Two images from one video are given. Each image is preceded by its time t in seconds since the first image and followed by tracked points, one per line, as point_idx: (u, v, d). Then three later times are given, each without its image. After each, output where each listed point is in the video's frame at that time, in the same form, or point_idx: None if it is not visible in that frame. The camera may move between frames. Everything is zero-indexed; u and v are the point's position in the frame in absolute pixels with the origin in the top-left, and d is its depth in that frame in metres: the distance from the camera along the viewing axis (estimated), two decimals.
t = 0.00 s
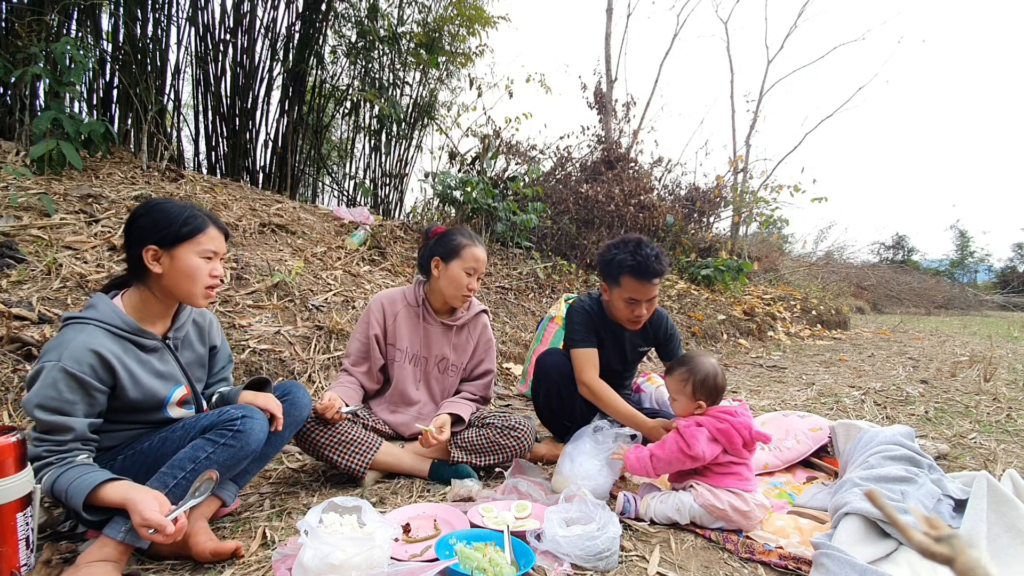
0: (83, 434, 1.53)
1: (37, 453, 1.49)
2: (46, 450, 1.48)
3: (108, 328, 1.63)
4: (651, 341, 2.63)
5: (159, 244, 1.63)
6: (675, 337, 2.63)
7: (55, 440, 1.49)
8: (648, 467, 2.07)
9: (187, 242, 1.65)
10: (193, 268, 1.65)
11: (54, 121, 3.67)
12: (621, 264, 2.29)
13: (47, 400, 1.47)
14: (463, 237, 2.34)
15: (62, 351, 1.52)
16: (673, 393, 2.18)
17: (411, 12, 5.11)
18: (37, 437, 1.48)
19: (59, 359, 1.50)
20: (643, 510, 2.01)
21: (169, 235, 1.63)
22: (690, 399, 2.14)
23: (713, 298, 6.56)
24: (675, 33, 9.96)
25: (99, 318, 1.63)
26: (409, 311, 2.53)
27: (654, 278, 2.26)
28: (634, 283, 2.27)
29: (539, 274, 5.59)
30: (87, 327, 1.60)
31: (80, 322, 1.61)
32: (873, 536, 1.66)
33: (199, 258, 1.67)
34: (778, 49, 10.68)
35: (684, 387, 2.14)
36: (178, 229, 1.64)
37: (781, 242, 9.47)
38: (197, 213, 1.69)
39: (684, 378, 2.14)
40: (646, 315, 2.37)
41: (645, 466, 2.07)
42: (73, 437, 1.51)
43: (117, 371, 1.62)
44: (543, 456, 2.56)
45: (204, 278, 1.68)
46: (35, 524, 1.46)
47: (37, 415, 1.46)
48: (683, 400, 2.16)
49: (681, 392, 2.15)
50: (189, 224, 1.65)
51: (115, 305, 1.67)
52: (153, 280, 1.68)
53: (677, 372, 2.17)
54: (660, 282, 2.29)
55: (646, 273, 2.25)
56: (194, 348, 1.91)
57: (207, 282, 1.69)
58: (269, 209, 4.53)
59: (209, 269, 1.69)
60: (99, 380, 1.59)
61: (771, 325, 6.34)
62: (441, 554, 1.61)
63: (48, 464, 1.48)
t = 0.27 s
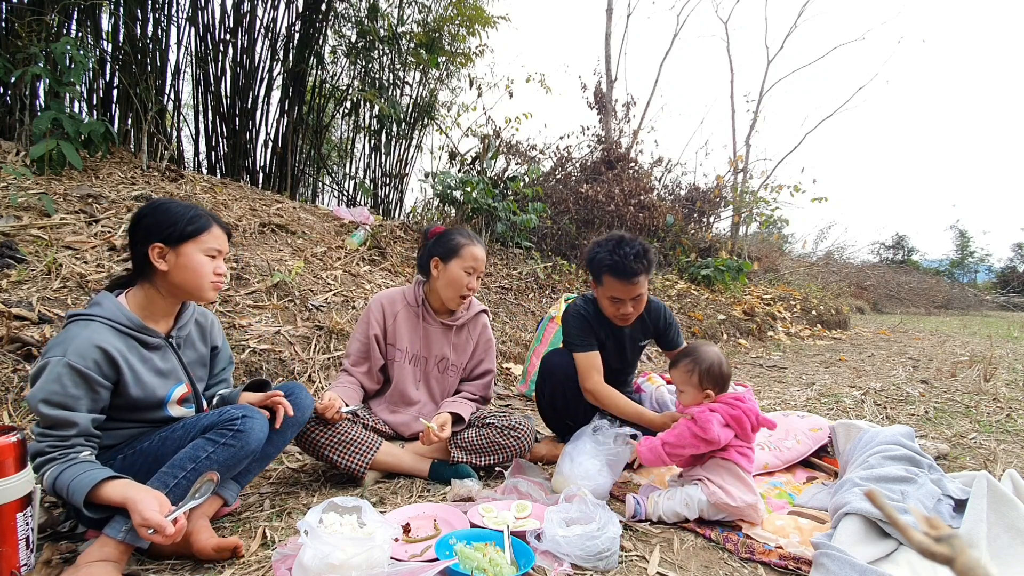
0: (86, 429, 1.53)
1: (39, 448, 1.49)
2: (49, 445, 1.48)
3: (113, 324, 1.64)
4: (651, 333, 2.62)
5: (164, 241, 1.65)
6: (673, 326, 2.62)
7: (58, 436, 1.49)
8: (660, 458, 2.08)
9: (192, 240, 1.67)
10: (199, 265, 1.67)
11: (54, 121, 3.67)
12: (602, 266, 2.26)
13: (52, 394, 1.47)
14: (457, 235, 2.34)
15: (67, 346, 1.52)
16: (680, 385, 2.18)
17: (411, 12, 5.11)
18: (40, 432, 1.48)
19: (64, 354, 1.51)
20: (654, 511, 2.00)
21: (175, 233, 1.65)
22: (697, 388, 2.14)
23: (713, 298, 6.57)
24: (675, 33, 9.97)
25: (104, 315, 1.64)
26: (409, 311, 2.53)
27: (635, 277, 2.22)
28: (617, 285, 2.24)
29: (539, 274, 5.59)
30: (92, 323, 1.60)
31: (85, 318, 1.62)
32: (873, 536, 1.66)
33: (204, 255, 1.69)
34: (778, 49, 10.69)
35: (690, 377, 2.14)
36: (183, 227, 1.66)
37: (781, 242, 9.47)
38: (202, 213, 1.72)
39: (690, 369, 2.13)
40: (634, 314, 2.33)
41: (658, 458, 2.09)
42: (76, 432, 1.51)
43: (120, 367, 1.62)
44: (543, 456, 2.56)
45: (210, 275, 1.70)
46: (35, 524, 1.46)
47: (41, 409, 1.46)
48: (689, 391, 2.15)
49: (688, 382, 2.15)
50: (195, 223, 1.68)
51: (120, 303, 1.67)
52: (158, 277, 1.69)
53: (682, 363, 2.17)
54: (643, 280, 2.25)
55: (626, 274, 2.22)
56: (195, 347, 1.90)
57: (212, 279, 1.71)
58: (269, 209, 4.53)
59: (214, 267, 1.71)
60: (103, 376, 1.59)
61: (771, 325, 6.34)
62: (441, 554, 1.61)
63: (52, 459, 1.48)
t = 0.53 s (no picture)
0: (91, 424, 1.53)
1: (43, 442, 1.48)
2: (54, 439, 1.47)
3: (120, 321, 1.64)
4: (651, 329, 2.63)
5: (171, 238, 1.66)
6: (670, 321, 2.66)
7: (63, 430, 1.48)
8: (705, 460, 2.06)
9: (199, 236, 1.68)
10: (207, 260, 1.69)
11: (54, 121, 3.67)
12: (594, 270, 2.26)
13: (58, 388, 1.47)
14: (455, 235, 2.34)
15: (74, 341, 1.52)
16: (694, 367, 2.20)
17: (411, 12, 5.11)
18: (46, 426, 1.47)
19: (72, 348, 1.51)
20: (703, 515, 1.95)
21: (182, 229, 1.66)
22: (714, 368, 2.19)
23: (713, 298, 6.57)
24: (675, 33, 10.01)
25: (111, 311, 1.64)
26: (409, 311, 2.53)
27: (626, 285, 2.22)
28: (609, 290, 2.25)
29: (539, 274, 5.59)
30: (99, 319, 1.60)
31: (93, 314, 1.62)
32: (874, 536, 1.66)
33: (212, 250, 1.71)
34: (778, 50, 10.71)
35: (706, 359, 2.18)
36: (190, 224, 1.67)
37: (781, 242, 9.47)
38: (208, 211, 1.74)
39: (707, 352, 2.17)
40: (627, 316, 2.33)
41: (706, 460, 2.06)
42: (82, 426, 1.50)
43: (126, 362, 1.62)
44: (543, 456, 2.56)
45: (217, 271, 1.72)
46: (36, 524, 1.46)
47: (47, 402, 1.45)
48: (705, 371, 2.19)
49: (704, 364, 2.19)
50: (202, 220, 1.70)
51: (126, 299, 1.67)
52: (165, 273, 1.70)
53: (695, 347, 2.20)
54: (638, 284, 2.24)
55: (617, 279, 2.21)
56: (200, 346, 1.90)
57: (219, 275, 1.73)
58: (269, 209, 4.53)
59: (221, 263, 1.73)
60: (110, 371, 1.59)
61: (771, 325, 6.34)
62: (441, 554, 1.61)
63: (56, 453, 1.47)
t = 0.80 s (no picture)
0: (95, 423, 1.53)
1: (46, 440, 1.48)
2: (58, 437, 1.47)
3: (123, 321, 1.64)
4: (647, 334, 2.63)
5: (173, 240, 1.65)
6: (665, 327, 2.65)
7: (67, 428, 1.48)
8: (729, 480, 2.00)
9: (200, 238, 1.68)
10: (208, 263, 1.68)
11: (54, 121, 3.67)
12: (595, 264, 2.27)
13: (61, 387, 1.47)
14: (454, 234, 2.35)
15: (77, 339, 1.53)
16: (716, 388, 2.10)
17: (411, 12, 5.11)
18: (49, 425, 1.47)
19: (74, 347, 1.51)
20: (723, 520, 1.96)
21: (184, 231, 1.66)
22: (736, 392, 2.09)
23: (713, 298, 6.57)
24: (675, 33, 10.00)
25: (115, 310, 1.64)
26: (409, 311, 2.53)
27: (628, 277, 2.22)
28: (609, 282, 2.25)
29: (538, 274, 5.59)
30: (101, 318, 1.60)
31: (96, 313, 1.62)
32: (873, 537, 1.66)
33: (213, 253, 1.70)
34: (778, 49, 10.72)
35: (731, 381, 2.08)
36: (192, 225, 1.67)
37: (781, 242, 9.47)
38: (212, 213, 1.74)
39: (733, 374, 2.07)
40: (627, 312, 2.33)
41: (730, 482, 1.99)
42: (85, 425, 1.51)
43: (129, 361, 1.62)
44: (543, 456, 2.56)
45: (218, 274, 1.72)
46: (36, 524, 1.46)
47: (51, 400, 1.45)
48: (728, 394, 2.09)
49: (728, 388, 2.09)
50: (204, 222, 1.69)
51: (129, 299, 1.67)
52: (167, 274, 1.70)
53: (722, 367, 2.09)
54: (637, 279, 2.24)
55: (619, 272, 2.22)
56: (203, 346, 1.90)
57: (220, 278, 1.72)
58: (269, 209, 4.53)
59: (222, 266, 1.72)
60: (112, 370, 1.59)
61: (771, 325, 6.34)
62: (441, 554, 1.61)
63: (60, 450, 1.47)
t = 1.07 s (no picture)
0: (104, 425, 1.52)
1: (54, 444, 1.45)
2: (68, 442, 1.45)
3: (128, 324, 1.63)
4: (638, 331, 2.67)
5: (173, 245, 1.62)
6: (658, 322, 2.70)
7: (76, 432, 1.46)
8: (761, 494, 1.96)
9: (198, 247, 1.62)
10: (202, 272, 1.63)
11: (54, 121, 3.67)
12: (590, 256, 2.30)
13: (71, 390, 1.46)
14: (453, 233, 2.35)
15: (84, 342, 1.52)
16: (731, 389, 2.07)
17: (411, 12, 5.11)
18: (57, 428, 1.45)
19: (82, 350, 1.51)
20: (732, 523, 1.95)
21: (181, 239, 1.62)
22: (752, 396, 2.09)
23: (713, 298, 6.57)
24: (675, 33, 10.01)
25: (119, 313, 1.63)
26: (409, 311, 2.53)
27: (625, 268, 2.25)
28: (606, 274, 2.28)
29: (539, 274, 5.59)
30: (105, 322, 1.59)
31: (100, 316, 1.61)
32: (873, 537, 1.66)
33: (209, 263, 1.64)
34: (778, 49, 10.74)
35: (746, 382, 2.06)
36: (192, 233, 1.62)
37: (781, 242, 9.47)
38: (217, 221, 1.67)
39: (749, 374, 2.06)
40: (621, 304, 2.37)
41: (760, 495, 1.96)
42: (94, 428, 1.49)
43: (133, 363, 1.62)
44: (543, 456, 2.56)
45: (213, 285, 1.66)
46: (35, 524, 1.46)
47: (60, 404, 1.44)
48: (744, 395, 2.07)
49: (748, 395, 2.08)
50: (205, 230, 1.63)
51: (134, 301, 1.67)
52: (166, 279, 1.67)
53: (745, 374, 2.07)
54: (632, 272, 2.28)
55: (616, 263, 2.25)
56: (205, 348, 1.90)
57: (214, 289, 1.66)
58: (269, 209, 4.53)
59: (218, 276, 1.66)
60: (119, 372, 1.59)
61: (771, 325, 6.34)
62: (441, 554, 1.61)
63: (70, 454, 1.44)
